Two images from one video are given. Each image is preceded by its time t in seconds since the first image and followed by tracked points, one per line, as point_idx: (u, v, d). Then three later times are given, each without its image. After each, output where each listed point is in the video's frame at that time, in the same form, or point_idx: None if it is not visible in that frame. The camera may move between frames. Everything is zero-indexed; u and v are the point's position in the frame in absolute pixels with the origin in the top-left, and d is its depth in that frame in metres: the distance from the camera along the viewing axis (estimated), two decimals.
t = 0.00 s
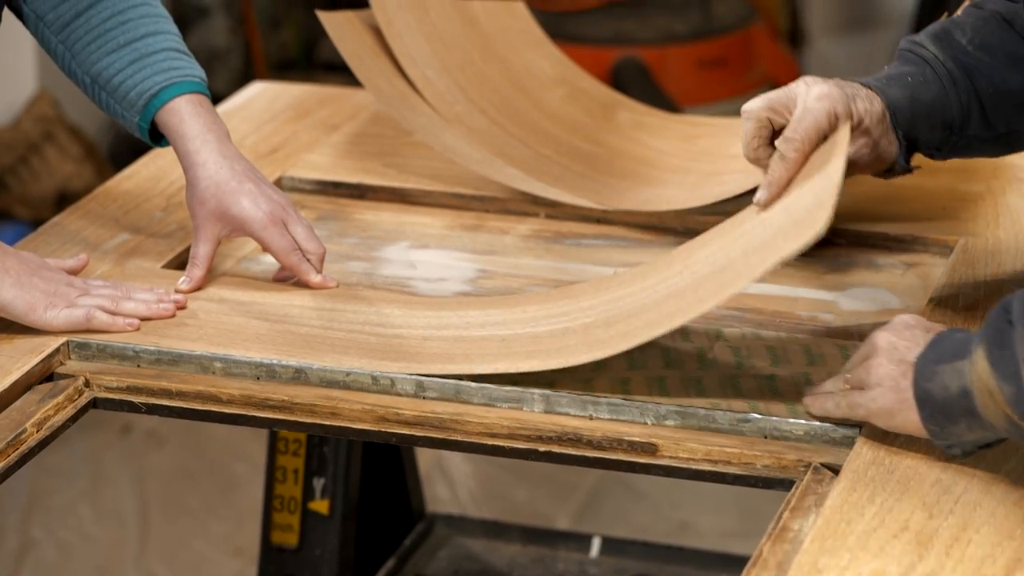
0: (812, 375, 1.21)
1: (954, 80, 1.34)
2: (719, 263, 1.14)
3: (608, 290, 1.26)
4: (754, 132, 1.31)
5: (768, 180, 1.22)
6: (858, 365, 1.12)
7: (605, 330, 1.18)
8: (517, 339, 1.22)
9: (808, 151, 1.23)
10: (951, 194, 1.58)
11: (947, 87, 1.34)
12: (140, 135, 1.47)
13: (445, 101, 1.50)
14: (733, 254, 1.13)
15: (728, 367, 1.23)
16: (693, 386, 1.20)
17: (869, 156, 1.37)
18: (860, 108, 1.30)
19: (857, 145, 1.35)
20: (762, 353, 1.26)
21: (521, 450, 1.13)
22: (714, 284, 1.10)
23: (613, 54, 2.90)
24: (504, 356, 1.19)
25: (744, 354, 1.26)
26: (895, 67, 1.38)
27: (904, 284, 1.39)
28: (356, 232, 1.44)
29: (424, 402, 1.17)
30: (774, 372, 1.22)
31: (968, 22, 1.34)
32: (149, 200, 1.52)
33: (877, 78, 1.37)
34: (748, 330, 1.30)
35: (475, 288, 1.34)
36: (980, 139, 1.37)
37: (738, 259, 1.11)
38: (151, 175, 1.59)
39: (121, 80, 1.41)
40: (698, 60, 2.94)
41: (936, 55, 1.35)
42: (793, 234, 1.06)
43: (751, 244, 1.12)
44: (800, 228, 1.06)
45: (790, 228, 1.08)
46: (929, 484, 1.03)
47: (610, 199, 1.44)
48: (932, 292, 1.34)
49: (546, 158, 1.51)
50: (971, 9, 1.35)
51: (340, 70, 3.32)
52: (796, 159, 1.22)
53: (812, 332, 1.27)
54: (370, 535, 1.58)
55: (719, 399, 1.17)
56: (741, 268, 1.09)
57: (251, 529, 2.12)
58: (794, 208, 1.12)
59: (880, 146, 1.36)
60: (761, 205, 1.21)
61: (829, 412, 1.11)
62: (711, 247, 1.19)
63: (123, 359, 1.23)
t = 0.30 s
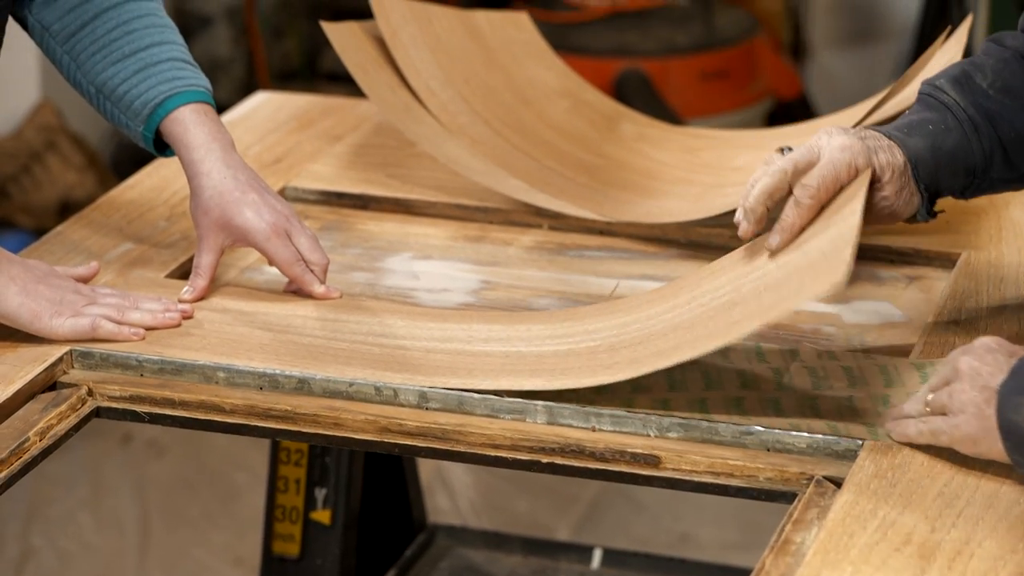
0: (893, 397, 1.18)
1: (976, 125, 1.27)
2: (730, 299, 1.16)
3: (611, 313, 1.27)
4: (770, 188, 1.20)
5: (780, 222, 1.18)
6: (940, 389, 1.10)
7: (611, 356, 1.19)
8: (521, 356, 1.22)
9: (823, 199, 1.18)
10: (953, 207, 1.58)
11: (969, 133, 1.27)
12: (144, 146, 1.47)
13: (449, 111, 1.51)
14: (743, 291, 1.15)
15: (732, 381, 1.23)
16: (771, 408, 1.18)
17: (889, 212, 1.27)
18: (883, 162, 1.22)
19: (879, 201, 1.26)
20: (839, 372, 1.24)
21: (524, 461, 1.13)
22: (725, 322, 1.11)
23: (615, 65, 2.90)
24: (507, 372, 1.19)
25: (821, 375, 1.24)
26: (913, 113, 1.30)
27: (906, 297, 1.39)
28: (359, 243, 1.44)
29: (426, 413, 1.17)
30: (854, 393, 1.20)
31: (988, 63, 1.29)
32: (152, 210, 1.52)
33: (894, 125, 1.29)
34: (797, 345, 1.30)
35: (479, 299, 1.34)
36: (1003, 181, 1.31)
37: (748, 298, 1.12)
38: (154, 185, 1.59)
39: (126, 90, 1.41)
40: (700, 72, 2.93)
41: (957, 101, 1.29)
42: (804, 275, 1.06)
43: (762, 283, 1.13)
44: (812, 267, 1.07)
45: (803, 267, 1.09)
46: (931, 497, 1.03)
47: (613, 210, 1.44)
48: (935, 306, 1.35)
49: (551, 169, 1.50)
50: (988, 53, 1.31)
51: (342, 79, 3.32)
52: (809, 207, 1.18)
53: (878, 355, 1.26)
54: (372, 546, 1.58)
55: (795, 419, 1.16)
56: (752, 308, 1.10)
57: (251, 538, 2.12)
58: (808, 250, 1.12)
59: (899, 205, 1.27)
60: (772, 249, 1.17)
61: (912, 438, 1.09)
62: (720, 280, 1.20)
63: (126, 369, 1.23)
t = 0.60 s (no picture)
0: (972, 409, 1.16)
1: (995, 148, 1.24)
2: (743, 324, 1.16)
3: (614, 319, 1.27)
4: (801, 231, 1.20)
5: (804, 253, 1.18)
6: (1016, 401, 1.09)
7: (615, 365, 1.19)
8: (524, 360, 1.22)
9: (845, 233, 1.19)
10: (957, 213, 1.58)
11: (989, 156, 1.24)
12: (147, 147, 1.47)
13: (453, 114, 1.51)
14: (755, 320, 1.16)
15: (734, 385, 1.23)
16: (850, 422, 1.15)
17: (908, 238, 1.27)
18: (907, 193, 1.22)
19: (897, 227, 1.25)
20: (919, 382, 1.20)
21: (526, 465, 1.13)
22: (739, 350, 1.12)
23: (618, 69, 2.93)
24: (508, 376, 1.20)
25: (899, 386, 1.20)
26: (932, 135, 1.28)
27: (909, 302, 1.39)
28: (362, 246, 1.44)
29: (429, 416, 1.18)
30: (933, 404, 1.17)
31: (1009, 84, 1.26)
32: (155, 211, 1.53)
33: (912, 149, 1.27)
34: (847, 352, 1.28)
35: (482, 302, 1.34)
36: None
37: (762, 329, 1.14)
38: (157, 186, 1.60)
39: (130, 90, 1.42)
40: (703, 76, 2.95)
41: (977, 123, 1.25)
42: (824, 318, 1.08)
43: (776, 315, 1.14)
44: (830, 311, 1.09)
45: (821, 307, 1.11)
46: (934, 502, 1.03)
47: (616, 214, 1.44)
48: (938, 312, 1.35)
49: (554, 172, 1.50)
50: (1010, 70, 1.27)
51: (344, 82, 3.32)
52: (833, 240, 1.18)
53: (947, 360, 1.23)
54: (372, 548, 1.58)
55: (874, 436, 1.13)
56: (767, 339, 1.11)
57: (252, 541, 2.12)
58: (826, 288, 1.14)
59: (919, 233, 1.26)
60: (791, 280, 1.18)
61: (988, 451, 1.08)
62: (732, 301, 1.21)
63: (128, 370, 1.23)
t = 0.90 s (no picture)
0: (1009, 409, 1.16)
1: (994, 163, 1.24)
2: (743, 338, 1.16)
3: (611, 323, 1.28)
4: (804, 253, 1.19)
5: (806, 272, 1.18)
6: None
7: (611, 369, 1.19)
8: (520, 361, 1.22)
9: (846, 252, 1.19)
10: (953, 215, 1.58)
11: (988, 170, 1.24)
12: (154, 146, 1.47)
13: (449, 116, 1.50)
14: (755, 334, 1.16)
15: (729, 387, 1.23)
16: (888, 428, 1.15)
17: (908, 253, 1.27)
18: (906, 209, 1.22)
19: (897, 243, 1.26)
20: (956, 385, 1.20)
21: (521, 465, 1.13)
22: (737, 361, 1.13)
23: (616, 71, 2.91)
24: (503, 377, 1.20)
25: (936, 389, 1.20)
26: (931, 146, 1.27)
27: (904, 303, 1.39)
28: (358, 246, 1.44)
29: (424, 416, 1.18)
30: (969, 407, 1.17)
31: (1009, 98, 1.24)
32: (151, 211, 1.53)
33: (911, 161, 1.26)
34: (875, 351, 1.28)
35: (477, 302, 1.34)
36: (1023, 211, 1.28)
37: (762, 344, 1.14)
38: (153, 186, 1.60)
39: (135, 92, 1.42)
40: (700, 79, 2.94)
41: (976, 137, 1.25)
42: (824, 337, 1.09)
43: (777, 330, 1.15)
44: (829, 331, 1.10)
45: (823, 326, 1.11)
46: (929, 503, 1.03)
47: (612, 215, 1.45)
48: (934, 313, 1.35)
49: (550, 173, 1.50)
50: (1011, 83, 1.26)
51: (341, 82, 3.32)
52: (835, 260, 1.18)
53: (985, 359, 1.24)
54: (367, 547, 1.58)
55: (907, 445, 1.13)
56: (766, 352, 1.12)
57: (248, 541, 2.12)
58: (829, 306, 1.14)
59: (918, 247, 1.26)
60: (794, 299, 1.17)
61: None
62: (730, 313, 1.21)
63: (123, 371, 1.23)
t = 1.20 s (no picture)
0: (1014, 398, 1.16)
1: (981, 153, 1.24)
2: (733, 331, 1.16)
3: (603, 313, 1.27)
4: (795, 247, 1.18)
5: (798, 266, 1.17)
6: None
7: (601, 358, 1.19)
8: (511, 349, 1.22)
9: (838, 246, 1.18)
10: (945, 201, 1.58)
11: (975, 160, 1.24)
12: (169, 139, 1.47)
13: (439, 102, 1.51)
14: (746, 327, 1.16)
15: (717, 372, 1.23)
16: (893, 416, 1.15)
17: (898, 245, 1.27)
18: (897, 201, 1.21)
19: (888, 235, 1.26)
20: (961, 373, 1.19)
21: (512, 452, 1.13)
22: (729, 353, 1.13)
23: (607, 58, 2.92)
24: (492, 364, 1.20)
25: (941, 377, 1.19)
26: (919, 137, 1.27)
27: (895, 289, 1.39)
28: (348, 234, 1.44)
29: (414, 403, 1.18)
30: (974, 396, 1.16)
31: (994, 87, 1.24)
32: (142, 199, 1.52)
33: (900, 152, 1.26)
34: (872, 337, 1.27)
35: (467, 289, 1.34)
36: (1009, 200, 1.28)
37: (753, 337, 1.14)
38: (144, 174, 1.59)
39: (149, 86, 1.41)
40: (691, 66, 2.93)
41: (962, 127, 1.25)
42: (815, 332, 1.09)
43: (768, 324, 1.14)
44: (816, 326, 1.10)
45: (814, 321, 1.11)
46: (919, 488, 1.03)
47: (602, 202, 1.44)
48: (924, 298, 1.34)
49: (540, 160, 1.50)
50: (995, 73, 1.25)
51: (334, 72, 3.31)
52: (826, 253, 1.17)
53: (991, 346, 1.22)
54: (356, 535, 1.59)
55: (915, 433, 1.12)
56: (757, 346, 1.12)
57: (240, 530, 2.12)
58: (820, 301, 1.14)
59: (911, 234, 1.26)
60: (785, 291, 1.17)
61: None
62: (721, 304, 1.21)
63: (113, 358, 1.24)
